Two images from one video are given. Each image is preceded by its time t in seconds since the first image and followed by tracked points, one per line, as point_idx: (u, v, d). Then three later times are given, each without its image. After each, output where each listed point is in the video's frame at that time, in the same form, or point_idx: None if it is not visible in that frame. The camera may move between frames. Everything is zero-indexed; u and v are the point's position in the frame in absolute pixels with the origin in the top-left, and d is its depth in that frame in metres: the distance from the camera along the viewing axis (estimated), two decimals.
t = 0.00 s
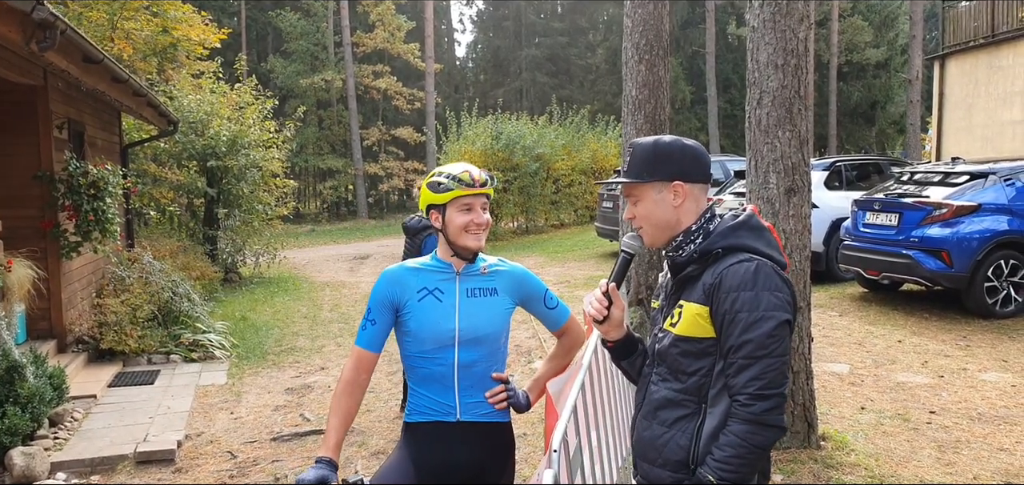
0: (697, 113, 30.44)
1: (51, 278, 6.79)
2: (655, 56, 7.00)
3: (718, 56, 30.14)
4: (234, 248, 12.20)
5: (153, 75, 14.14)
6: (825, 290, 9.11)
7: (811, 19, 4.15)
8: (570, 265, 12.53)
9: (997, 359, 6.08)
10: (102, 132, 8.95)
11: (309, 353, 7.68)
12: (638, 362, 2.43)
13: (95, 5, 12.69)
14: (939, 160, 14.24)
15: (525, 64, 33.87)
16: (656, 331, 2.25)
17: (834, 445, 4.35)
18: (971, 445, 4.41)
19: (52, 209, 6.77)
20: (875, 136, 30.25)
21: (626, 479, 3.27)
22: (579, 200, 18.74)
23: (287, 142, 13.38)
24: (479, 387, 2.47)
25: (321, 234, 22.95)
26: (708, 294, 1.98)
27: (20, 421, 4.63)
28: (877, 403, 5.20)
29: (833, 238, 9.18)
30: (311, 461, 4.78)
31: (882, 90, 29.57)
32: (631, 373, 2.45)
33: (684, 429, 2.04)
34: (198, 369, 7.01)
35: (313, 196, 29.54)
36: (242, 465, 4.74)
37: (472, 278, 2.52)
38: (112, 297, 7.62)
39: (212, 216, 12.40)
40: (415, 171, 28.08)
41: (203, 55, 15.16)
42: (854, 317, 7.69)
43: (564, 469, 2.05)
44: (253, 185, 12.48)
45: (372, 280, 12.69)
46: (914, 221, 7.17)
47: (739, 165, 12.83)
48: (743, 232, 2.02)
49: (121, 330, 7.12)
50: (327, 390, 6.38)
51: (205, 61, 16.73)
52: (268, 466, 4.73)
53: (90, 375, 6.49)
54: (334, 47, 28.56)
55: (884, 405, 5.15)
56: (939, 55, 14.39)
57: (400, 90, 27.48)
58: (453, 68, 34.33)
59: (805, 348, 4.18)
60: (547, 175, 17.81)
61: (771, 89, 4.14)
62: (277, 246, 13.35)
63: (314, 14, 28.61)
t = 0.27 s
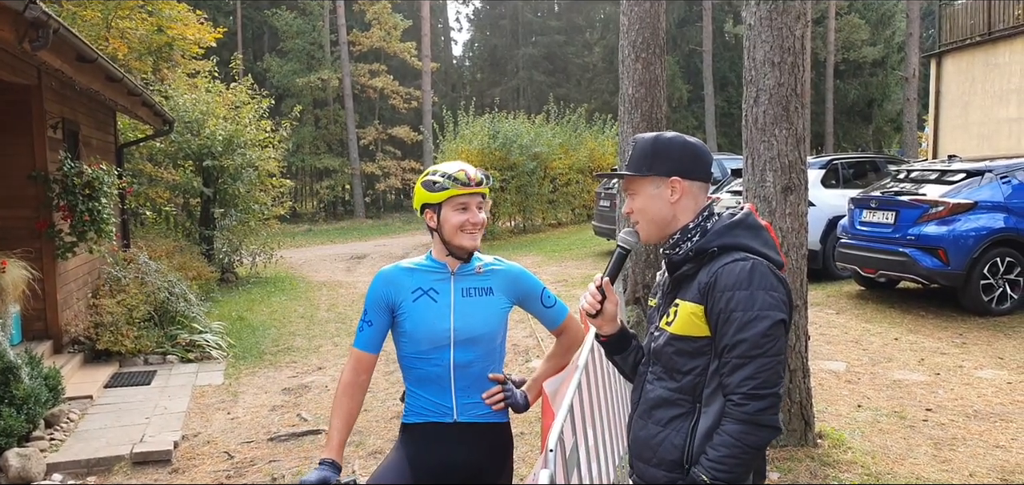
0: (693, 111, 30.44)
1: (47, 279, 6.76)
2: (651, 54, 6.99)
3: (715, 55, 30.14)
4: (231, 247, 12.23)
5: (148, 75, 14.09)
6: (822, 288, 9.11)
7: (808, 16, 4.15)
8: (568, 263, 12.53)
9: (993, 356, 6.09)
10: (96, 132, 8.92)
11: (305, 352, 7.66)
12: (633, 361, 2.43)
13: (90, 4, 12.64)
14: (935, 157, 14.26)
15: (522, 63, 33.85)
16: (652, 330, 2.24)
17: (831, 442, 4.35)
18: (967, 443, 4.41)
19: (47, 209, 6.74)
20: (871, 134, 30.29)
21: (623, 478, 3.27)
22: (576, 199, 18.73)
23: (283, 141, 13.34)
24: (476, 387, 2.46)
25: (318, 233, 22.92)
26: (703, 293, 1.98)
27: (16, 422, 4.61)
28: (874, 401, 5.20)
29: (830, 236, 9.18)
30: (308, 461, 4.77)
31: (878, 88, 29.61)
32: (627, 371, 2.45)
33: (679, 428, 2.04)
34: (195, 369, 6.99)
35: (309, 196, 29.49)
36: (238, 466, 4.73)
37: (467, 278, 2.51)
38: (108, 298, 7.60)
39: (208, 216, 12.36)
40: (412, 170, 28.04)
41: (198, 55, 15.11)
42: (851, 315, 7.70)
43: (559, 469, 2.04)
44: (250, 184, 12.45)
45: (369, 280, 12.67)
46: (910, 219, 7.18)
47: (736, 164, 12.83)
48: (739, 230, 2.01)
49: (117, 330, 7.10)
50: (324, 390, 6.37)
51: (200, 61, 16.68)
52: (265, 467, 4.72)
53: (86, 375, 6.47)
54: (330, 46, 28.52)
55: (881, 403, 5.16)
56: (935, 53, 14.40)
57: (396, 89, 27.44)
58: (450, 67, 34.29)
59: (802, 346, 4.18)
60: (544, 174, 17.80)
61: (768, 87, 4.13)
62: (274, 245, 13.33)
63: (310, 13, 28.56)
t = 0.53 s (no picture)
0: (691, 110, 30.48)
1: (45, 279, 6.74)
2: (649, 54, 6.99)
3: (713, 54, 30.17)
4: (228, 247, 12.32)
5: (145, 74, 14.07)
6: (820, 287, 9.13)
7: (806, 15, 4.15)
8: (566, 263, 12.54)
9: (991, 355, 6.10)
10: (94, 131, 8.91)
11: (304, 352, 7.66)
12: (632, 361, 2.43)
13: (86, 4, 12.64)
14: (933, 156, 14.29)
15: (519, 62, 33.86)
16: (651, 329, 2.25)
17: (829, 441, 4.36)
18: (965, 442, 4.42)
19: (44, 210, 6.71)
20: (869, 133, 30.34)
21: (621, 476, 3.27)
22: (574, 198, 18.74)
23: (281, 141, 13.34)
24: (476, 387, 2.46)
25: (316, 233, 22.91)
26: (701, 292, 1.98)
27: (14, 423, 4.61)
28: (872, 400, 5.22)
29: (827, 234, 9.20)
30: (306, 461, 4.77)
31: (876, 87, 29.66)
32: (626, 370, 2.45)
33: (677, 427, 2.04)
34: (193, 369, 6.99)
35: (307, 196, 29.47)
36: (237, 466, 4.73)
37: (467, 278, 2.51)
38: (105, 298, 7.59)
39: (206, 216, 12.34)
40: (409, 170, 28.02)
41: (195, 54, 15.09)
42: (849, 314, 7.72)
43: (557, 469, 2.04)
44: (247, 184, 12.44)
45: (367, 279, 12.67)
46: (908, 218, 7.19)
47: (734, 163, 12.85)
48: (738, 230, 2.02)
49: (115, 330, 7.10)
50: (322, 390, 6.37)
51: (198, 60, 16.67)
52: (263, 466, 4.72)
53: (84, 375, 6.47)
54: (328, 46, 28.50)
55: (879, 402, 5.17)
56: (933, 52, 14.42)
57: (394, 88, 27.43)
58: (448, 66, 34.28)
59: (800, 346, 4.19)
60: (542, 173, 17.81)
61: (765, 86, 4.14)
62: (272, 245, 13.33)
63: (307, 13, 28.55)
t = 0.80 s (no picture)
0: (687, 110, 30.51)
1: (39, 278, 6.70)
2: (646, 53, 6.98)
3: (709, 53, 30.19)
4: (224, 246, 12.20)
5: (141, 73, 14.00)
6: (816, 286, 9.13)
7: (802, 15, 4.14)
8: (562, 262, 12.53)
9: (985, 355, 6.10)
10: (88, 129, 8.86)
11: (299, 351, 7.64)
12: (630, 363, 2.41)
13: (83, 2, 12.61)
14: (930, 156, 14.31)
15: (516, 61, 33.86)
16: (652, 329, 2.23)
17: (825, 441, 4.35)
18: (959, 440, 4.42)
19: (38, 207, 6.69)
20: (865, 133, 30.39)
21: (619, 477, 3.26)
22: (570, 197, 18.73)
23: (277, 140, 13.30)
24: (475, 385, 2.44)
25: (312, 232, 22.87)
26: (703, 291, 1.97)
27: (8, 423, 4.57)
28: (867, 399, 5.21)
29: (824, 234, 9.20)
30: (302, 460, 4.74)
31: (872, 87, 29.73)
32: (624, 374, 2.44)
33: (678, 426, 2.03)
34: (188, 368, 6.96)
35: (303, 194, 29.42)
36: (232, 465, 4.71)
37: (469, 277, 2.49)
38: (101, 296, 7.55)
39: (202, 214, 12.27)
40: (405, 169, 27.98)
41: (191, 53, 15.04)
42: (846, 314, 7.71)
43: (555, 468, 2.03)
44: (243, 183, 12.40)
45: (362, 278, 12.64)
46: (903, 218, 7.19)
47: (730, 163, 12.86)
48: (739, 229, 2.00)
49: (110, 329, 7.06)
50: (317, 389, 6.35)
51: (194, 59, 16.62)
52: (258, 466, 4.69)
53: (79, 374, 6.44)
54: (324, 45, 28.44)
55: (874, 401, 5.17)
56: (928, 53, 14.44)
57: (391, 87, 27.38)
58: (444, 65, 34.25)
59: (796, 345, 4.18)
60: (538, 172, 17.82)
61: (762, 86, 4.13)
62: (267, 244, 13.30)
63: (304, 12, 28.51)
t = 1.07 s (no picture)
0: (689, 111, 30.58)
1: (46, 275, 6.78)
2: (648, 53, 7.04)
3: (710, 55, 30.26)
4: (227, 244, 12.34)
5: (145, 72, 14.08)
6: (818, 289, 9.21)
7: (806, 16, 4.21)
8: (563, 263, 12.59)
9: (992, 359, 6.18)
10: (95, 128, 8.94)
11: (301, 350, 7.71)
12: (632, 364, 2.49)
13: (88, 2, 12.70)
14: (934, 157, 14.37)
15: (517, 62, 33.93)
16: (654, 330, 2.31)
17: (829, 444, 4.43)
18: (966, 446, 4.49)
19: (46, 206, 6.77)
20: (867, 134, 30.42)
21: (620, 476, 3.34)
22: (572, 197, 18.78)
23: (279, 139, 13.37)
24: (477, 384, 2.52)
25: (313, 231, 22.93)
26: (708, 292, 2.04)
27: (15, 417, 4.65)
28: (871, 403, 5.28)
29: (826, 236, 9.27)
30: (303, 458, 4.82)
31: (875, 87, 29.77)
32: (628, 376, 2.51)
33: (686, 426, 2.11)
34: (192, 365, 7.04)
35: (304, 194, 29.48)
36: (234, 462, 4.78)
37: (472, 276, 2.57)
38: (105, 294, 7.64)
39: (204, 213, 12.34)
40: (407, 169, 28.04)
41: (195, 52, 15.10)
42: (846, 316, 7.79)
43: (559, 466, 2.09)
44: (246, 182, 12.47)
45: (364, 278, 12.71)
46: (908, 219, 7.27)
47: (732, 163, 12.93)
48: (740, 229, 2.08)
49: (115, 326, 7.14)
50: (319, 387, 6.42)
51: (197, 58, 16.69)
52: (260, 463, 4.76)
53: (84, 371, 6.51)
54: (326, 44, 28.52)
55: (877, 404, 5.24)
56: (933, 53, 14.50)
57: (392, 87, 27.44)
58: (445, 65, 34.32)
59: (799, 347, 4.25)
60: (539, 172, 17.89)
61: (765, 87, 4.20)
62: (269, 243, 13.37)
63: (306, 12, 28.60)
